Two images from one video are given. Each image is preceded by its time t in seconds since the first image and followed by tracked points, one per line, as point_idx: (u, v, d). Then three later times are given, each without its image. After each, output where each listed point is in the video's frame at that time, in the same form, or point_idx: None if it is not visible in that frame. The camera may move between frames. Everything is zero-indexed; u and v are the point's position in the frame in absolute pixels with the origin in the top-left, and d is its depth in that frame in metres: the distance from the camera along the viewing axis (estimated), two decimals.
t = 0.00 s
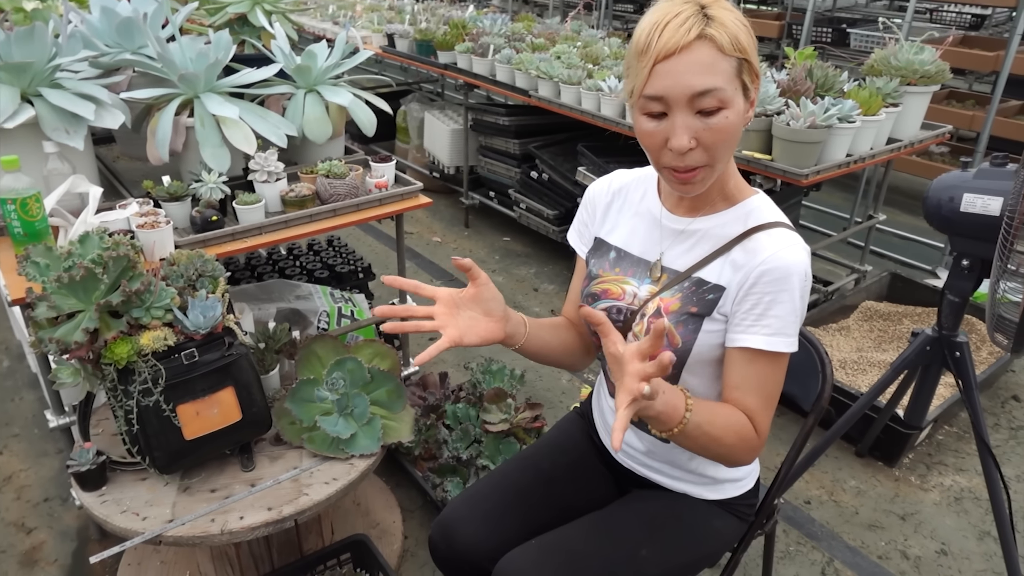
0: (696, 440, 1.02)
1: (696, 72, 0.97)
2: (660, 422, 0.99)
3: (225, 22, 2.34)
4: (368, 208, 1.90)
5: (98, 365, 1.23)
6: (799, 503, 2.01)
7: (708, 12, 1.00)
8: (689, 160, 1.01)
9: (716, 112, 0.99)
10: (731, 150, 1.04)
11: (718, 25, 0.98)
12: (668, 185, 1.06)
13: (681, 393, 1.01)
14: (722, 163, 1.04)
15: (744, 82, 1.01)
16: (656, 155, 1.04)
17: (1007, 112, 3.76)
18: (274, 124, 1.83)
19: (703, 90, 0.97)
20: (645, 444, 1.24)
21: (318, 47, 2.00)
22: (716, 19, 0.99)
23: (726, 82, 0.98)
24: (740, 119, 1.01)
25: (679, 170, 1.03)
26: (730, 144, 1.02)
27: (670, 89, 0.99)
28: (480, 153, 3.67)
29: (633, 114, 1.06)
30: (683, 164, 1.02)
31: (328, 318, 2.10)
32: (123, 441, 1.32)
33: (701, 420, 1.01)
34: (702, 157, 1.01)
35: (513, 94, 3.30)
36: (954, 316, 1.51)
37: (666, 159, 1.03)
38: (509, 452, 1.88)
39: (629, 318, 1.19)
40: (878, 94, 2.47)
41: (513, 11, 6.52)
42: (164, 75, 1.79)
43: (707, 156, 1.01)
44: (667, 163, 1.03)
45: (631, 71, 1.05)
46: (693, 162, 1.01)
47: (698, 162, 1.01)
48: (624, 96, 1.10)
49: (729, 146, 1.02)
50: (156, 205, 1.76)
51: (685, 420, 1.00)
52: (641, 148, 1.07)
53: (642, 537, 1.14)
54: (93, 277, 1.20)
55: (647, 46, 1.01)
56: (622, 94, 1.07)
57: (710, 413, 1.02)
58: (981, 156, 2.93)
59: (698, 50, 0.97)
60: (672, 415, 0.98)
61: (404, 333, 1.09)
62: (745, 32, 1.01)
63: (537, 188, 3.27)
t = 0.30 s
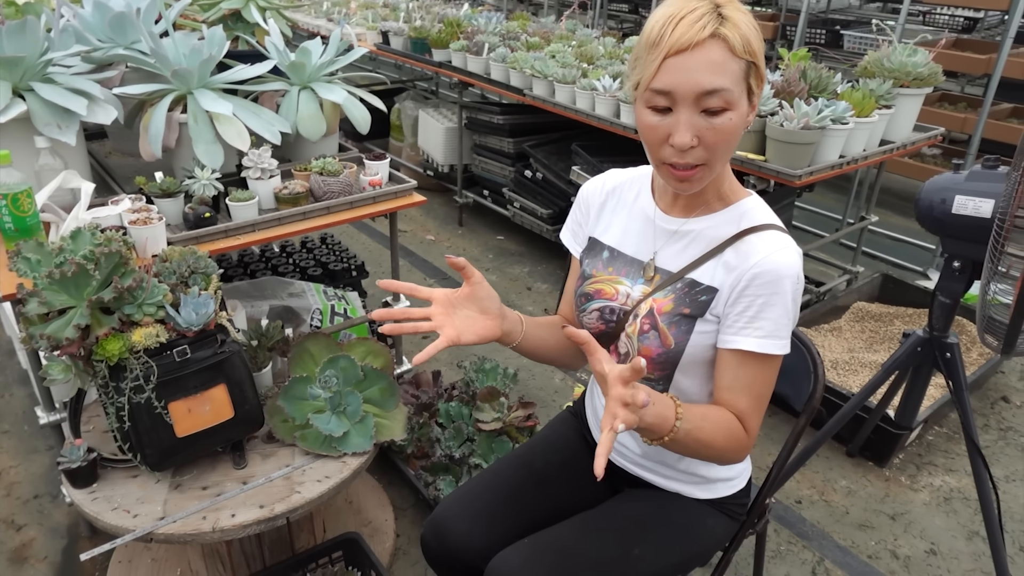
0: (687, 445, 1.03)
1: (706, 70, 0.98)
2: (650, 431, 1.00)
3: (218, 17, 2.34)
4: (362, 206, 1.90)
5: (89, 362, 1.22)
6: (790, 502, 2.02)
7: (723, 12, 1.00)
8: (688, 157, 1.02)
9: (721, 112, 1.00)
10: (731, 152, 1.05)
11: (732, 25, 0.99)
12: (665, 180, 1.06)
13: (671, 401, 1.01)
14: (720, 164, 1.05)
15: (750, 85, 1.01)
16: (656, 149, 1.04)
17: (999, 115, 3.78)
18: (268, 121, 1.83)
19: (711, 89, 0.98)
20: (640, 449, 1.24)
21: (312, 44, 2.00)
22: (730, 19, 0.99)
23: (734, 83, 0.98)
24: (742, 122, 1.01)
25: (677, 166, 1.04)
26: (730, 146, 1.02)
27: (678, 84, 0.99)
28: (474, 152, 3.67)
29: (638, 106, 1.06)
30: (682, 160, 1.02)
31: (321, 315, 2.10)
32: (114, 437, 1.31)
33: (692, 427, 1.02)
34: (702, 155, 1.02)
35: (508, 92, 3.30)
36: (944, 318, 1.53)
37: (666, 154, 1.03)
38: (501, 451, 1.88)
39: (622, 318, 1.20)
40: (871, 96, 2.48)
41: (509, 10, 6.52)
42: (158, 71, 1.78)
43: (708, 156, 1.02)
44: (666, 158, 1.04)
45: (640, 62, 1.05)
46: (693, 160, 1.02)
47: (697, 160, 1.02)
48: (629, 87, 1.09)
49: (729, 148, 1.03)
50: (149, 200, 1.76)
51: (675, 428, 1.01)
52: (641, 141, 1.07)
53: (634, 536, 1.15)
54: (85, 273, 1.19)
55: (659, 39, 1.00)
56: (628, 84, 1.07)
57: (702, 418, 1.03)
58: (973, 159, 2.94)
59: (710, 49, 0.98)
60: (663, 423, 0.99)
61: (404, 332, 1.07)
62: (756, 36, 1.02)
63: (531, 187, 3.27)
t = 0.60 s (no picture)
0: (683, 444, 1.04)
1: (696, 54, 0.99)
2: (648, 430, 1.00)
3: (212, 14, 2.32)
4: (357, 205, 1.90)
5: (82, 360, 1.22)
6: (784, 502, 2.03)
7: (722, 4, 1.01)
8: (672, 141, 1.02)
9: (708, 99, 1.00)
10: (719, 143, 1.04)
11: (728, 15, 1.00)
12: (649, 166, 1.06)
13: (670, 399, 1.02)
14: (707, 153, 1.04)
15: (743, 79, 1.01)
16: (643, 133, 1.04)
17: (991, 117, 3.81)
18: (262, 119, 1.81)
19: (699, 73, 0.98)
20: (639, 451, 1.24)
21: (307, 42, 1.99)
22: (727, 10, 1.00)
23: (723, 70, 0.99)
24: (731, 113, 1.01)
25: (662, 151, 1.03)
26: (717, 135, 1.02)
27: (667, 66, 1.00)
28: (469, 150, 3.67)
29: (631, 91, 1.08)
30: (666, 144, 1.02)
31: (315, 314, 2.09)
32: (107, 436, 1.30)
33: (689, 424, 1.02)
34: (687, 141, 1.01)
35: (503, 91, 3.29)
36: (938, 318, 1.54)
37: (651, 138, 1.03)
38: (496, 450, 1.88)
39: (616, 319, 1.20)
40: (866, 97, 2.49)
41: (504, 8, 6.52)
42: (151, 68, 1.77)
43: (693, 142, 1.01)
44: (652, 142, 1.04)
45: (637, 49, 1.07)
46: (677, 145, 1.02)
47: (681, 145, 1.02)
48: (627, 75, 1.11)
49: (716, 137, 1.02)
50: (142, 198, 1.75)
51: (672, 427, 1.01)
52: (631, 127, 1.08)
53: (630, 536, 1.15)
54: (79, 270, 1.18)
55: (654, 24, 1.03)
56: (625, 71, 1.10)
57: (697, 417, 1.03)
58: (966, 161, 2.96)
59: (701, 34, 0.99)
60: (661, 422, 0.99)
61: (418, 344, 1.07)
62: (755, 32, 1.02)
63: (525, 186, 3.27)
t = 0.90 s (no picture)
0: (677, 440, 1.04)
1: (688, 43, 1.00)
2: (645, 415, 1.00)
3: (209, 14, 2.32)
4: (353, 205, 1.90)
5: (77, 360, 1.21)
6: (779, 502, 2.03)
7: None
8: (661, 129, 1.02)
9: (698, 88, 1.00)
10: (710, 135, 1.04)
11: (723, 8, 1.00)
12: (639, 155, 1.06)
13: (667, 387, 1.02)
14: (697, 144, 1.03)
15: (736, 73, 1.01)
16: (634, 122, 1.05)
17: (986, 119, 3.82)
18: (259, 119, 1.81)
19: (689, 61, 0.99)
20: (635, 451, 1.24)
21: (303, 41, 1.98)
22: (722, 3, 1.01)
23: (715, 60, 0.99)
24: (722, 105, 1.01)
25: (651, 140, 1.04)
26: (707, 126, 1.02)
27: (660, 54, 1.01)
28: (465, 150, 3.66)
29: (627, 82, 1.09)
30: (655, 132, 1.03)
31: (311, 314, 2.09)
32: (102, 436, 1.30)
33: (684, 417, 1.02)
34: (676, 130, 1.01)
35: (499, 91, 3.29)
36: (934, 319, 1.55)
37: (642, 126, 1.04)
38: (492, 450, 1.88)
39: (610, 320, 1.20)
40: (862, 98, 2.50)
41: (500, 9, 6.52)
42: (147, 67, 1.77)
43: (682, 131, 1.01)
44: (643, 132, 1.04)
45: (635, 41, 1.09)
46: (667, 133, 1.02)
47: (671, 134, 1.02)
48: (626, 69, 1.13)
49: (706, 128, 1.02)
50: (138, 197, 1.74)
51: (669, 414, 1.01)
52: (625, 117, 1.09)
53: (626, 536, 1.15)
54: (74, 270, 1.18)
55: (650, 15, 1.05)
56: (623, 63, 1.11)
57: (693, 413, 1.03)
58: (961, 162, 2.97)
59: (694, 24, 1.00)
60: (657, 407, 1.00)
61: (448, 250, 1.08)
62: (751, 28, 1.02)
63: (522, 187, 3.27)
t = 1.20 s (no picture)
0: (676, 443, 1.04)
1: (672, 45, 1.00)
2: (641, 426, 1.01)
3: (205, 15, 2.32)
4: (350, 206, 1.90)
5: (74, 362, 1.21)
6: (777, 502, 2.04)
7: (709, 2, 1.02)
8: (642, 129, 1.02)
9: (681, 89, 1.00)
10: (694, 137, 1.03)
11: (712, 12, 1.01)
12: (622, 154, 1.07)
13: (663, 396, 1.02)
14: (680, 146, 1.03)
15: (722, 76, 1.01)
16: (619, 121, 1.06)
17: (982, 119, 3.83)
18: (255, 121, 1.82)
19: (673, 61, 1.00)
20: (632, 452, 1.24)
21: (300, 43, 1.98)
22: (711, 6, 1.01)
23: (698, 62, 0.99)
24: (705, 106, 1.01)
25: (634, 139, 1.04)
26: (689, 127, 1.02)
27: (645, 54, 1.02)
28: (462, 152, 3.67)
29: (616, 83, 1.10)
30: (637, 132, 1.03)
31: (308, 315, 2.09)
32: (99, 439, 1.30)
33: (682, 424, 1.02)
34: (657, 130, 1.02)
35: (496, 92, 3.29)
36: (930, 319, 1.55)
37: (625, 125, 1.04)
38: (490, 451, 1.87)
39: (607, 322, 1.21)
40: (858, 99, 2.51)
41: (497, 10, 6.53)
42: (143, 69, 1.77)
43: (664, 131, 1.01)
44: (626, 131, 1.05)
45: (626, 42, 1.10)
46: (648, 133, 1.02)
47: (652, 134, 1.02)
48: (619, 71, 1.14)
49: (688, 129, 1.02)
50: (134, 200, 1.74)
51: (666, 423, 1.02)
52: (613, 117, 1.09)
53: (624, 537, 1.15)
54: (70, 273, 1.18)
55: (640, 16, 1.06)
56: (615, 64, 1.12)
57: (693, 418, 1.03)
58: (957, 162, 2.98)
59: (680, 25, 1.01)
60: (653, 418, 1.00)
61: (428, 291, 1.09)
62: (740, 33, 1.02)
63: (519, 188, 3.27)
